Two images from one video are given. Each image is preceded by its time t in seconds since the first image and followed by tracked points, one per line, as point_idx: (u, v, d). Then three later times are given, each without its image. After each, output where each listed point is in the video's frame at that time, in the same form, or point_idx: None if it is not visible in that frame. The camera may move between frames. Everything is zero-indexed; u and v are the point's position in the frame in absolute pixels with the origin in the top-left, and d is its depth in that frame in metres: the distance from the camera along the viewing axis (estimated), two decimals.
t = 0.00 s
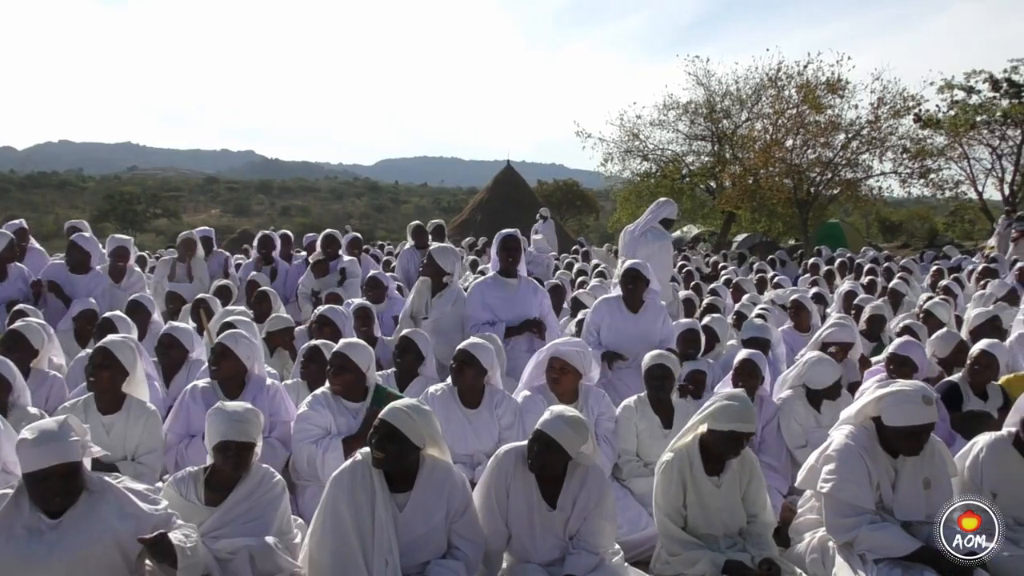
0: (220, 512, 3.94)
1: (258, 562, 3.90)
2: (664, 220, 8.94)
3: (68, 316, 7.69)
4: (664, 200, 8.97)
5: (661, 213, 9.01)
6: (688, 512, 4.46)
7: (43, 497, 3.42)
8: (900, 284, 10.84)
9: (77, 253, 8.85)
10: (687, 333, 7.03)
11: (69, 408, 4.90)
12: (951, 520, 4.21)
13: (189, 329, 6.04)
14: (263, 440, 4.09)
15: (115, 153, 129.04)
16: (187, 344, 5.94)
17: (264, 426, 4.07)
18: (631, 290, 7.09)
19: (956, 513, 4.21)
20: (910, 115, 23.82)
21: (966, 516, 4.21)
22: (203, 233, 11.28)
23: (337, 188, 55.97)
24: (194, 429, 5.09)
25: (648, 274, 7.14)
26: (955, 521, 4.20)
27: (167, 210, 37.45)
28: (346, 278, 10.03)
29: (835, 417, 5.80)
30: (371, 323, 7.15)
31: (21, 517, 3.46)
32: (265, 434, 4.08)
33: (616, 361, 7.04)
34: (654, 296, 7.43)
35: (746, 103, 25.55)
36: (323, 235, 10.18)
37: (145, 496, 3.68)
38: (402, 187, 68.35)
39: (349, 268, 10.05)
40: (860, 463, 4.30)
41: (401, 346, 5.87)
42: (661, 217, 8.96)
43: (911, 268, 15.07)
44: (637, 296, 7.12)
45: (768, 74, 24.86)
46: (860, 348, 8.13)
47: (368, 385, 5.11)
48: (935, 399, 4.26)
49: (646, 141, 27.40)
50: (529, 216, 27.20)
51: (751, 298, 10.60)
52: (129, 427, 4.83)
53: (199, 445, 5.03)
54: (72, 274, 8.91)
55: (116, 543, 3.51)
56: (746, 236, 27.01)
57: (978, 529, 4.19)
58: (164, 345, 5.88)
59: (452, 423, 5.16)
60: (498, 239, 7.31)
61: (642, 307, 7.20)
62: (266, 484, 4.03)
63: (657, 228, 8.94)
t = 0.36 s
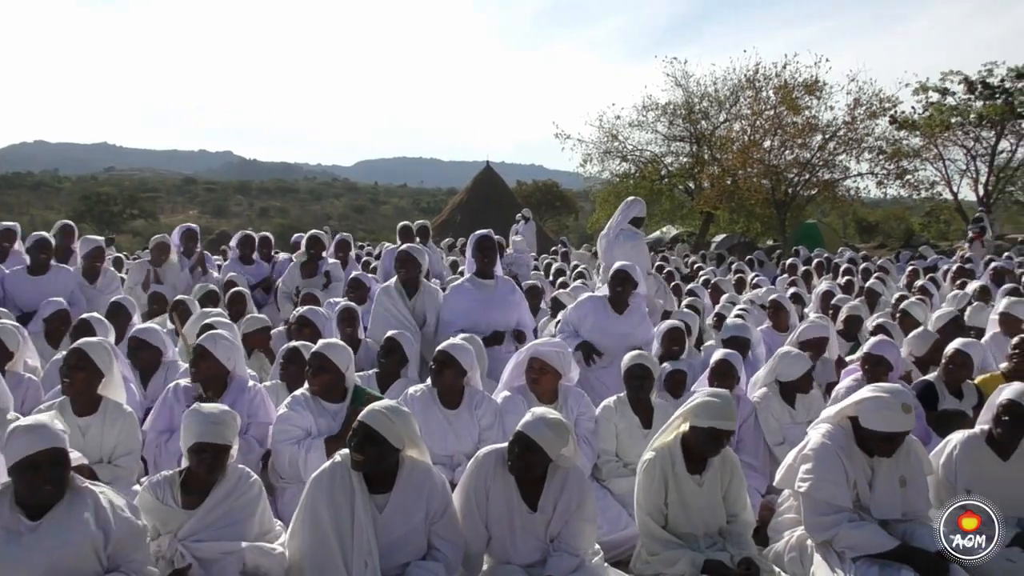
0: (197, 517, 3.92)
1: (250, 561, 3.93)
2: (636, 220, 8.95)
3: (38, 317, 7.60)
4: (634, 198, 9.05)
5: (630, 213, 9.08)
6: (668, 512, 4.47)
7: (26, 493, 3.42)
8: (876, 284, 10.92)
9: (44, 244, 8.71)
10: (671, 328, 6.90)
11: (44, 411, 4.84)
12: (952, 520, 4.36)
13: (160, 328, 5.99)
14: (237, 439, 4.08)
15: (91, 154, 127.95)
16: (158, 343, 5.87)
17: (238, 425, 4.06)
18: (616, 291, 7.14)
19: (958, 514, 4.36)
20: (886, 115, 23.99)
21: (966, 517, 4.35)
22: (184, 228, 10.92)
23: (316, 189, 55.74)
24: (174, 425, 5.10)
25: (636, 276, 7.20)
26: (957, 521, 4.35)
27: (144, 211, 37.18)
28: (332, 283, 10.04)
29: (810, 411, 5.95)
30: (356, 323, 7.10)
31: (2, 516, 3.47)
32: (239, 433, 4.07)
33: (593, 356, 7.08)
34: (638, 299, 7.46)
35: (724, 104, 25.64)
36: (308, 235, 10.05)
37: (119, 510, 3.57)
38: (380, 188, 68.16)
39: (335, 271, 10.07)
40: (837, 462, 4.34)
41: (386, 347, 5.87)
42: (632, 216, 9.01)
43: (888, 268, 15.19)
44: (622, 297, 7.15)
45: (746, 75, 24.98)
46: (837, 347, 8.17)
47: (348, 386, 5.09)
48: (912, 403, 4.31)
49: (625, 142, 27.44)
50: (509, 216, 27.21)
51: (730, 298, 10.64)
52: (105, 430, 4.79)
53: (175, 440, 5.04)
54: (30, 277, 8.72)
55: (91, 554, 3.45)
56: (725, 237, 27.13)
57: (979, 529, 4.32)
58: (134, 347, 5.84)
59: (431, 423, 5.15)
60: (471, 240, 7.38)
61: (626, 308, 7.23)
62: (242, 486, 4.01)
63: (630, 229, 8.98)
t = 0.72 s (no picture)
0: (174, 520, 3.90)
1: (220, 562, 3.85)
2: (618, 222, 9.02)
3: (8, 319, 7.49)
4: (614, 200, 9.14)
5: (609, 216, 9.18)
6: (648, 511, 4.47)
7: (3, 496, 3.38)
8: (853, 283, 11.01)
9: (12, 243, 8.60)
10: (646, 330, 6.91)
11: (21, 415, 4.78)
12: (951, 522, 4.52)
13: (133, 329, 5.92)
14: (215, 442, 4.03)
15: (66, 155, 126.81)
16: (132, 345, 5.82)
17: (216, 428, 4.01)
18: (591, 291, 7.16)
19: (956, 514, 4.52)
20: (863, 116, 24.17)
21: (965, 517, 4.51)
22: (167, 229, 10.99)
23: (294, 190, 55.52)
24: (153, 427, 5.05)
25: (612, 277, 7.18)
26: (956, 522, 4.52)
27: (120, 213, 36.88)
28: (306, 282, 9.88)
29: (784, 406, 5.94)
30: (336, 325, 6.87)
31: None
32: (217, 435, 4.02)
33: (584, 337, 6.98)
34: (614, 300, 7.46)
35: (702, 105, 25.74)
36: (284, 237, 10.05)
37: (98, 510, 3.54)
38: (359, 189, 67.96)
39: (309, 271, 9.90)
40: (810, 459, 4.38)
41: (364, 346, 5.86)
42: (613, 218, 9.09)
43: (865, 268, 15.31)
44: (596, 299, 7.17)
45: (723, 76, 25.09)
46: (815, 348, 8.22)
47: (327, 388, 5.06)
48: (885, 397, 4.34)
49: (604, 143, 27.49)
50: (488, 217, 27.21)
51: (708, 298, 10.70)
52: (84, 434, 4.74)
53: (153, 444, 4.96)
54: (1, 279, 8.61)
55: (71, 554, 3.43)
56: (703, 237, 27.22)
57: (978, 529, 4.49)
58: (108, 349, 5.77)
59: (410, 424, 5.13)
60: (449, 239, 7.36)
61: (600, 309, 7.24)
62: (220, 489, 3.98)
63: (612, 231, 9.03)
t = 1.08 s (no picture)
0: (153, 526, 3.88)
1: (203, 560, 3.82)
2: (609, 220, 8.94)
3: None
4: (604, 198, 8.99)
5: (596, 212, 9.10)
6: (630, 511, 4.48)
7: None
8: (831, 281, 11.09)
9: None
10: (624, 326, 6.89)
11: None
12: (951, 521, 4.54)
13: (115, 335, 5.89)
14: (198, 447, 4.02)
15: (41, 159, 125.77)
16: (112, 350, 5.78)
17: (198, 433, 3.99)
18: (569, 291, 7.17)
19: (957, 513, 4.53)
20: (838, 115, 24.34)
21: (966, 517, 4.52)
22: (141, 235, 10.91)
23: (272, 193, 55.32)
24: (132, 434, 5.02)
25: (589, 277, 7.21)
26: (956, 522, 4.53)
27: (97, 216, 36.65)
28: (287, 285, 9.87)
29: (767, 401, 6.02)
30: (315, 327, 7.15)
31: None
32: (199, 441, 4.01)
33: (560, 353, 6.97)
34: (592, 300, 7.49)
35: (679, 105, 25.83)
36: (262, 239, 10.02)
37: (76, 510, 3.55)
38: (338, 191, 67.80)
39: (290, 274, 9.88)
40: (781, 453, 4.44)
41: (336, 348, 5.83)
42: (603, 217, 8.97)
43: (844, 265, 15.42)
44: (575, 298, 7.18)
45: (701, 76, 25.19)
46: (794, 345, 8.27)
47: (308, 391, 5.03)
48: (851, 385, 4.41)
49: (583, 143, 27.54)
50: (467, 218, 27.21)
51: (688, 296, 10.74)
52: (60, 441, 4.70)
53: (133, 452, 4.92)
54: None
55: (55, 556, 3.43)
56: (682, 236, 27.32)
57: (978, 529, 4.50)
58: (89, 353, 5.73)
59: (391, 426, 5.12)
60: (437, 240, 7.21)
61: (579, 309, 7.26)
62: (203, 496, 3.95)
63: (602, 229, 8.97)
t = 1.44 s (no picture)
0: (137, 530, 3.86)
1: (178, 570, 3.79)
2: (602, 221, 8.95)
3: None
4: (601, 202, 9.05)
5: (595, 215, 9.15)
6: (613, 512, 4.49)
7: None
8: (814, 282, 11.15)
9: None
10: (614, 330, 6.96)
11: None
12: (952, 522, 4.61)
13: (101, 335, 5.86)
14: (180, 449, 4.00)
15: (22, 159, 124.82)
16: (99, 351, 5.75)
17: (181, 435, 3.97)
18: (550, 292, 7.18)
19: (958, 514, 4.61)
20: (821, 117, 24.46)
21: (966, 517, 4.60)
22: (115, 236, 10.77)
23: (256, 193, 55.10)
24: (113, 437, 5.01)
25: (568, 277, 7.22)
26: (957, 523, 4.61)
27: (78, 217, 36.41)
28: (272, 289, 9.85)
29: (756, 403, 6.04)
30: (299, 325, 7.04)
31: None
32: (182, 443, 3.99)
33: (543, 355, 7.05)
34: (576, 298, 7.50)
35: (663, 106, 25.88)
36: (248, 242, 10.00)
37: (52, 519, 3.56)
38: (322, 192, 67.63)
39: (276, 278, 9.87)
40: (759, 452, 4.46)
41: (316, 347, 5.81)
42: (597, 219, 9.00)
43: (826, 267, 15.50)
44: (557, 299, 7.18)
45: (685, 77, 25.26)
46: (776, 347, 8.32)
47: (291, 393, 5.01)
48: (826, 381, 4.43)
49: (567, 144, 27.58)
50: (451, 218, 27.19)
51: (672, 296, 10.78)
52: (39, 442, 4.65)
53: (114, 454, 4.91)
54: None
55: (27, 562, 3.41)
56: (666, 237, 27.39)
57: (979, 529, 4.58)
58: (75, 354, 5.72)
59: (376, 427, 5.11)
60: (427, 241, 7.29)
61: (562, 308, 7.25)
62: (186, 498, 3.93)
63: (593, 228, 8.98)
